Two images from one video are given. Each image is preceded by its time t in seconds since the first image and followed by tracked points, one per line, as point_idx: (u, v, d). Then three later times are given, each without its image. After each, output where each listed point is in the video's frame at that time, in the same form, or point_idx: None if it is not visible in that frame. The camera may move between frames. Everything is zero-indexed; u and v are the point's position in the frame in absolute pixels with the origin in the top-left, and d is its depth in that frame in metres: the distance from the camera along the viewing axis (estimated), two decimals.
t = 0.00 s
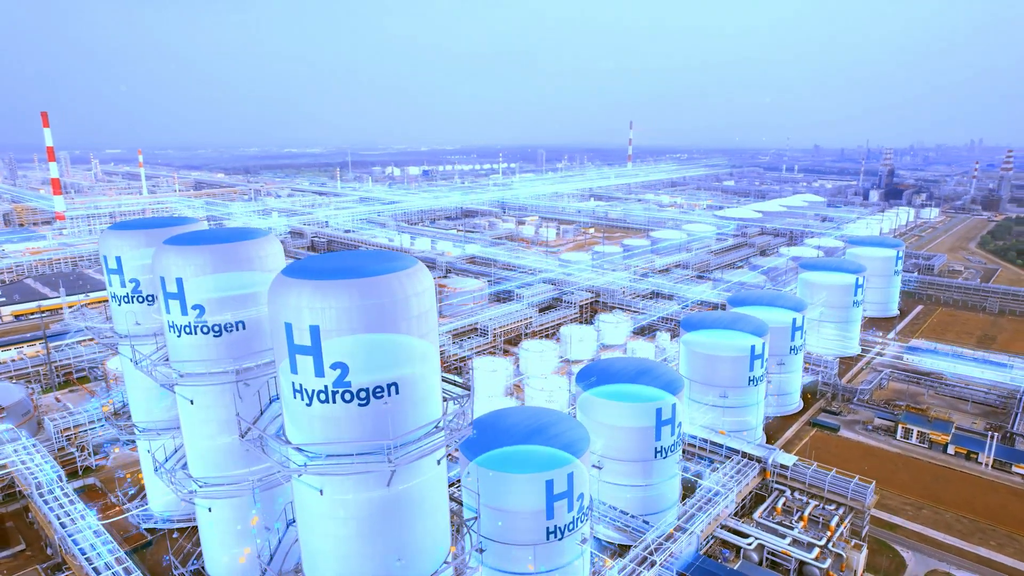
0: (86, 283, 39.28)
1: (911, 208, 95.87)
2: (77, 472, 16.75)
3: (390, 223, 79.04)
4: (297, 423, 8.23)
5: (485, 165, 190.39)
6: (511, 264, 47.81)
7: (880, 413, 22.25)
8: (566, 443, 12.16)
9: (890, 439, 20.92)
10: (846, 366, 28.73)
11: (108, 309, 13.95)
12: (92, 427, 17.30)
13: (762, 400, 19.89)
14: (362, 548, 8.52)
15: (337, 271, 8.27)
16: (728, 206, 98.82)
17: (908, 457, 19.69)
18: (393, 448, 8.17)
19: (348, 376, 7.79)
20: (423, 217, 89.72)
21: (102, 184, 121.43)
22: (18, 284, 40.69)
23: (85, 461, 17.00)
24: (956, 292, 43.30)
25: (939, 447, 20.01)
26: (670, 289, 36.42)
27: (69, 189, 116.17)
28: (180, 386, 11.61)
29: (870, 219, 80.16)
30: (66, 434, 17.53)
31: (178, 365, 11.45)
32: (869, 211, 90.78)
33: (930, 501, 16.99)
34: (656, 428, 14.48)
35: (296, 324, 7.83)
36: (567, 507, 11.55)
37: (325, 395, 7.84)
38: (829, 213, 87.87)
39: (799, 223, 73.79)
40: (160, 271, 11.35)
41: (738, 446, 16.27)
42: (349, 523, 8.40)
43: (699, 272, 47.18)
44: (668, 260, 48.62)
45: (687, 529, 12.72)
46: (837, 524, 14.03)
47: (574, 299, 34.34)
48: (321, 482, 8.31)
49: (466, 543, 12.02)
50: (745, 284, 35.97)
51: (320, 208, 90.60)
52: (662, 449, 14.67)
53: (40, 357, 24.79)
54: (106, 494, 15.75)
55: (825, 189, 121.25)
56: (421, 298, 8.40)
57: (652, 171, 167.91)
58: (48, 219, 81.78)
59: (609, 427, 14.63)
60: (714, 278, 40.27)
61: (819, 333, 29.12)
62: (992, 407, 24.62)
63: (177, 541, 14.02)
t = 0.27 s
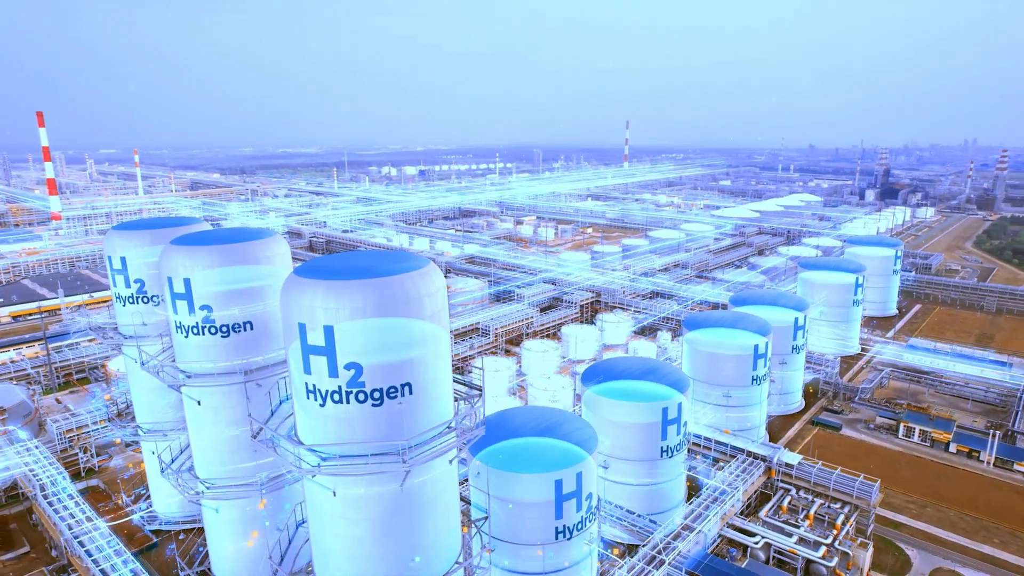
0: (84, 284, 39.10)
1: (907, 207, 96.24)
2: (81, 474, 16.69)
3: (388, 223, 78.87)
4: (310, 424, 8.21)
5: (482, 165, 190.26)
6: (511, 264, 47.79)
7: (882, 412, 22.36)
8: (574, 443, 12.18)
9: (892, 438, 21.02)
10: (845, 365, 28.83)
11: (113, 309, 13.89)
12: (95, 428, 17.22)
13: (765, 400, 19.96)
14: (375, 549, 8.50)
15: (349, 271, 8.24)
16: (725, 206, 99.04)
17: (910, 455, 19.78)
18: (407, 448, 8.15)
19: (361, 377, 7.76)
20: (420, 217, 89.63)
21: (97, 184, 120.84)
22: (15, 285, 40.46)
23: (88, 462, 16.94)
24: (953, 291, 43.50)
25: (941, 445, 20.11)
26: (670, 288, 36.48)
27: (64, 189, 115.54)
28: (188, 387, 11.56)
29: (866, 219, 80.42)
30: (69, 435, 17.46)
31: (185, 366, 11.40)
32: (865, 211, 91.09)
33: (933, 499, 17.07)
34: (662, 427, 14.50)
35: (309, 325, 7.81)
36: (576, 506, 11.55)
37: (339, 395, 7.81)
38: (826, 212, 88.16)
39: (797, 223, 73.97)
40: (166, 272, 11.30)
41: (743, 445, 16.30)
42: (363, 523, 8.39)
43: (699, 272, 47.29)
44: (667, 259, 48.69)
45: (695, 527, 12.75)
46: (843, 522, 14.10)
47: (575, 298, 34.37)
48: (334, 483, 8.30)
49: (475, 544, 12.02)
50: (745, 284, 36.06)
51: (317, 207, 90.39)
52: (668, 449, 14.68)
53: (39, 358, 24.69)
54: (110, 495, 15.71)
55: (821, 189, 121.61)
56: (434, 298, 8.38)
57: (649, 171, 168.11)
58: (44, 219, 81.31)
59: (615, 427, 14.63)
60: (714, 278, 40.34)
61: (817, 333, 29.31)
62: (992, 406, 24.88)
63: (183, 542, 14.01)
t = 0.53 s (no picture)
0: (82, 285, 38.94)
1: (904, 207, 96.51)
2: (83, 475, 16.63)
3: (386, 222, 78.73)
4: (322, 425, 8.19)
5: (479, 164, 190.17)
6: (510, 264, 47.76)
7: (883, 411, 22.44)
8: (580, 443, 12.19)
9: (893, 437, 21.11)
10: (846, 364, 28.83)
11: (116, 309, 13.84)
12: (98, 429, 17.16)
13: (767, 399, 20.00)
14: (387, 549, 8.49)
15: (360, 272, 8.22)
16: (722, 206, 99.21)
17: (912, 454, 19.86)
18: (420, 448, 8.14)
19: (374, 377, 7.75)
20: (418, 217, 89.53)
21: (94, 184, 120.32)
22: (13, 286, 40.27)
23: (90, 464, 16.84)
24: (951, 290, 43.67)
25: (943, 444, 20.19)
26: (671, 288, 36.52)
27: (60, 189, 115.01)
28: (194, 388, 11.52)
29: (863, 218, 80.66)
30: (72, 437, 17.39)
31: (191, 367, 11.36)
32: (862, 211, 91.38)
33: (936, 498, 17.14)
34: (667, 427, 14.51)
35: (322, 325, 7.78)
36: (584, 506, 11.57)
37: (351, 396, 7.80)
38: (823, 212, 88.40)
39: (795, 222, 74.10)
40: (173, 272, 11.27)
41: (747, 445, 16.32)
42: (375, 524, 8.38)
43: (698, 271, 47.38)
44: (667, 259, 48.77)
45: (702, 527, 12.76)
46: (848, 521, 14.14)
47: (576, 298, 34.40)
48: (347, 484, 8.28)
49: (482, 544, 12.02)
50: (745, 284, 36.13)
51: (315, 207, 90.21)
52: (673, 448, 14.70)
53: (39, 358, 24.58)
54: (113, 496, 15.66)
55: (818, 189, 121.92)
56: (445, 299, 8.37)
57: (646, 170, 168.29)
58: (39, 220, 80.90)
59: (620, 426, 14.63)
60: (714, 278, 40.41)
61: (817, 332, 29.31)
62: (993, 404, 24.96)
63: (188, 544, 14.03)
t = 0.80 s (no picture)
0: (80, 285, 38.81)
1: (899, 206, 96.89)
2: (85, 476, 16.53)
3: (383, 222, 78.61)
4: (335, 425, 8.16)
5: (476, 164, 190.11)
6: (510, 263, 47.75)
7: (885, 409, 22.54)
8: (588, 443, 12.20)
9: (895, 435, 21.20)
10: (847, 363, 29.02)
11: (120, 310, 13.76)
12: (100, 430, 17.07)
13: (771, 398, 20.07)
14: (400, 550, 8.44)
15: (374, 272, 8.20)
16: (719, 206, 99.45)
17: (914, 453, 19.94)
18: (434, 448, 8.12)
19: (389, 377, 7.73)
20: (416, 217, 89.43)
21: (89, 185, 119.74)
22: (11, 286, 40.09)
23: (93, 464, 16.77)
24: (949, 289, 43.89)
25: (944, 442, 20.31)
26: (671, 288, 36.58)
27: (55, 189, 114.43)
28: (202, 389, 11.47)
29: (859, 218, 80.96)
30: (74, 438, 17.30)
31: (199, 367, 11.32)
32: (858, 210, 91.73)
33: (939, 496, 17.21)
34: (673, 426, 14.54)
35: (336, 325, 7.76)
36: (593, 506, 11.57)
37: (366, 396, 7.78)
38: (820, 212, 88.70)
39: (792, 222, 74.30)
40: (180, 272, 11.23)
41: (752, 444, 16.36)
42: (388, 525, 8.33)
43: (697, 271, 47.50)
44: (666, 259, 48.86)
45: (709, 526, 12.79)
46: (853, 519, 14.20)
47: (576, 298, 34.43)
48: (360, 484, 8.24)
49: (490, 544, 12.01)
50: (745, 283, 36.22)
51: (312, 207, 90.00)
52: (679, 448, 14.72)
53: (38, 359, 24.45)
54: (116, 497, 15.57)
55: (814, 188, 122.32)
56: (459, 299, 8.38)
57: (643, 170, 168.51)
58: (35, 220, 80.55)
59: (626, 426, 14.63)
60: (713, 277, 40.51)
61: (818, 331, 29.47)
62: (993, 403, 25.09)
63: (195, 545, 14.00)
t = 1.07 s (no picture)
0: (79, 286, 38.69)
1: (896, 206, 97.20)
2: (88, 478, 16.49)
3: (381, 222, 78.45)
4: (347, 426, 8.14)
5: (473, 164, 189.99)
6: (509, 263, 47.73)
7: (886, 408, 22.63)
8: (595, 443, 12.19)
9: (897, 434, 21.29)
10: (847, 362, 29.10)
11: (124, 310, 13.70)
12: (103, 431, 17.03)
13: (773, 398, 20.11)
14: (411, 551, 8.42)
15: (385, 272, 8.19)
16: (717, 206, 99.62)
17: (916, 451, 20.03)
18: (446, 449, 8.11)
19: (401, 377, 7.72)
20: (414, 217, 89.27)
21: (85, 185, 119.17)
22: (9, 287, 39.96)
23: (96, 466, 16.71)
24: (947, 289, 44.06)
25: (946, 441, 20.40)
26: (671, 287, 36.63)
27: (50, 189, 113.82)
28: (208, 390, 11.43)
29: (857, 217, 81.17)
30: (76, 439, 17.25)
31: (206, 368, 11.28)
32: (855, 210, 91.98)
33: (942, 495, 17.28)
34: (679, 426, 14.55)
35: (348, 326, 7.74)
36: (600, 505, 11.58)
37: (378, 396, 7.77)
38: (817, 211, 88.91)
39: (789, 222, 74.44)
40: (186, 272, 11.19)
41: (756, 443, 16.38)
42: (399, 525, 8.31)
43: (696, 271, 47.59)
44: (665, 258, 48.92)
45: (716, 525, 12.82)
46: (858, 518, 14.26)
47: (577, 298, 34.45)
48: (372, 484, 8.22)
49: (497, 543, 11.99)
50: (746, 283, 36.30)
51: (309, 207, 89.78)
52: (684, 447, 14.74)
53: (38, 360, 24.36)
54: (120, 499, 15.54)
55: (811, 188, 122.61)
56: (471, 299, 8.38)
57: (640, 170, 168.65)
58: (31, 220, 80.12)
59: (632, 426, 14.64)
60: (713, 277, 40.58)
61: (818, 329, 29.55)
62: (993, 402, 25.31)
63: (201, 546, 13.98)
